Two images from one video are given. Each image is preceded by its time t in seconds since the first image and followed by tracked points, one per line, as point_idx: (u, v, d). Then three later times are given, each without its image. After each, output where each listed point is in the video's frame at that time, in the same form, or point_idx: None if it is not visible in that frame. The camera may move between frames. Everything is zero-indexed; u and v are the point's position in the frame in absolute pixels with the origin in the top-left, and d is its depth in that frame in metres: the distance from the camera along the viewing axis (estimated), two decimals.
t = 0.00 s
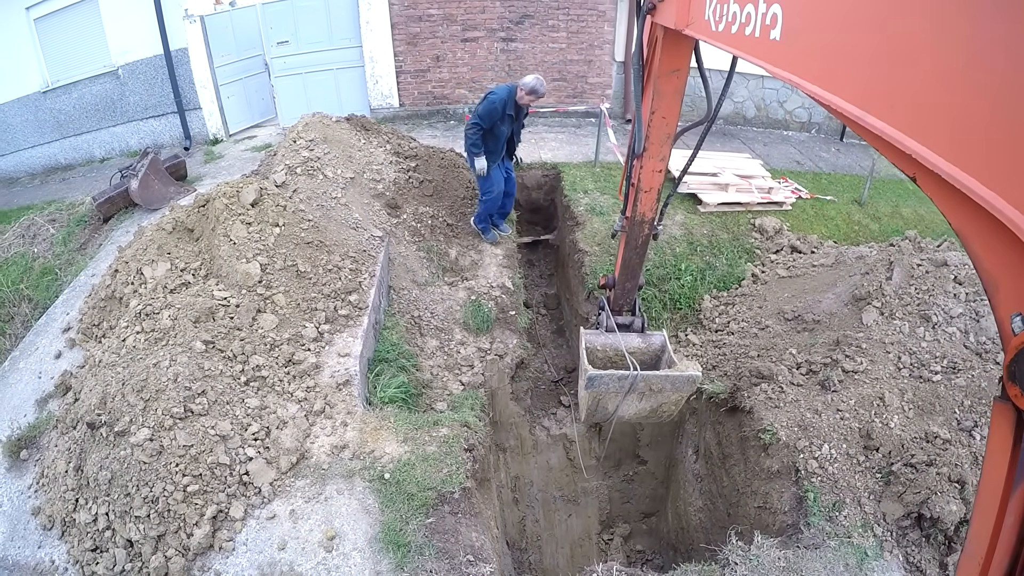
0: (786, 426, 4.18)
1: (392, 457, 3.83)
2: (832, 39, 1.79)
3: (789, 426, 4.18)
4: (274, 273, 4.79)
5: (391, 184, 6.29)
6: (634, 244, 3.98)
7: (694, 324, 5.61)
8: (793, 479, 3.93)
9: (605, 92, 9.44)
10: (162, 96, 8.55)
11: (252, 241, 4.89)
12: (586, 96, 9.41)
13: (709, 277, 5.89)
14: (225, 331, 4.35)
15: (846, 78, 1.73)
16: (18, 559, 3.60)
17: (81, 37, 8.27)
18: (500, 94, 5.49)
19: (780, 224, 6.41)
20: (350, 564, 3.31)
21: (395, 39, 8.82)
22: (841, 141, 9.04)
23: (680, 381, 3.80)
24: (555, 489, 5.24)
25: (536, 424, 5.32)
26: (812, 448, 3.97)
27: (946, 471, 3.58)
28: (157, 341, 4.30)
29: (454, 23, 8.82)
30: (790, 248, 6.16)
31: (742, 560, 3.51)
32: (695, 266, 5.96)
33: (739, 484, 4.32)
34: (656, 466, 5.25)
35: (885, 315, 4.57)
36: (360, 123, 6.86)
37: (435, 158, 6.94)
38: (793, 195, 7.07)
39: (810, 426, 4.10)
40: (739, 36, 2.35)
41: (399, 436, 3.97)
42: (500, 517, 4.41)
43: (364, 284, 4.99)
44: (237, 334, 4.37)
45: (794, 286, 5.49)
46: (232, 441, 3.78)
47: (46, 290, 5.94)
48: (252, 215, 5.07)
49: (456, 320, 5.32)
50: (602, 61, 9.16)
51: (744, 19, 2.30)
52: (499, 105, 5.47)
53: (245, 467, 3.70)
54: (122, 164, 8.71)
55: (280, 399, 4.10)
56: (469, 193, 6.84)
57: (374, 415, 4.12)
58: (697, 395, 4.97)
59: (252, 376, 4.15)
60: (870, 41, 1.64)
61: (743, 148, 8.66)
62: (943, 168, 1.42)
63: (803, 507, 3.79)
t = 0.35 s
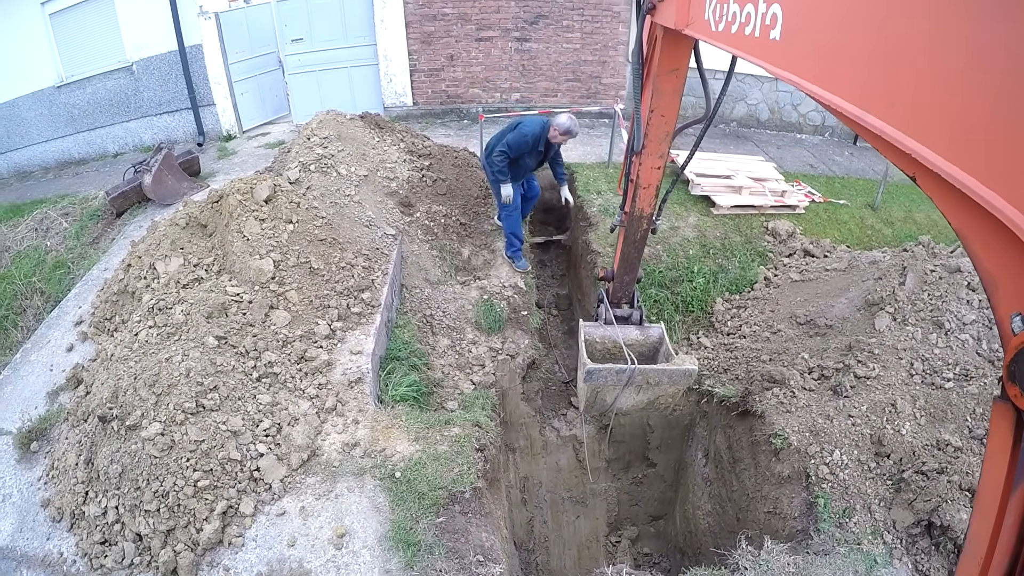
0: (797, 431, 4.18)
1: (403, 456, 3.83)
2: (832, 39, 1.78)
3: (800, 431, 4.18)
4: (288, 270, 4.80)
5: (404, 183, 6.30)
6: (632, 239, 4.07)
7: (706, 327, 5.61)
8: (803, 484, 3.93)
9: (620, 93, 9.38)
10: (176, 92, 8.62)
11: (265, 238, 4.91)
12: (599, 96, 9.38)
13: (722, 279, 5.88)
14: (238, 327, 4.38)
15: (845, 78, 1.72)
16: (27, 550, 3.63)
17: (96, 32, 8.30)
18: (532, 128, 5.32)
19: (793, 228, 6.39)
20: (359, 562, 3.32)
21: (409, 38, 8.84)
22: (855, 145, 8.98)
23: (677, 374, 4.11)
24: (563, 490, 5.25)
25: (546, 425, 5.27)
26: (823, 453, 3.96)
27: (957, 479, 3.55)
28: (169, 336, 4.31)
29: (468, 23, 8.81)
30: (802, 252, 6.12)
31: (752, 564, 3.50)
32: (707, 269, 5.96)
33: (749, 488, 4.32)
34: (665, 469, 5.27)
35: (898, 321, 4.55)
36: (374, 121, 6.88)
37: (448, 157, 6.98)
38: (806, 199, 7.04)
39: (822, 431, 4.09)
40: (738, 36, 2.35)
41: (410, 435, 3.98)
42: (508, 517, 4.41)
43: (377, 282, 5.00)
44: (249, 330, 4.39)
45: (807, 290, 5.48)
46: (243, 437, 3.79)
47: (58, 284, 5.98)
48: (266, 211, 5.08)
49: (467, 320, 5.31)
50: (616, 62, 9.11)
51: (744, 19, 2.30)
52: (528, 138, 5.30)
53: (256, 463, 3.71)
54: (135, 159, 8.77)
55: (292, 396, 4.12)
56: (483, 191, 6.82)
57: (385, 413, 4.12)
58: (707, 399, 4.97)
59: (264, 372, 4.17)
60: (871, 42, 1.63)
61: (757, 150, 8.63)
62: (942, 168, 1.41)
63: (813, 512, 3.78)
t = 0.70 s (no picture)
0: (803, 433, 4.17)
1: (410, 455, 3.84)
2: (832, 39, 1.77)
3: (807, 434, 4.16)
4: (295, 268, 4.81)
5: (411, 182, 6.31)
6: (631, 237, 4.09)
7: (713, 329, 5.61)
8: (809, 486, 3.93)
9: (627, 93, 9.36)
10: (184, 90, 8.63)
11: (273, 236, 4.91)
12: (607, 97, 9.37)
13: (729, 281, 5.88)
14: (245, 325, 4.38)
15: (846, 78, 1.72)
16: (32, 545, 3.64)
17: (105, 30, 8.32)
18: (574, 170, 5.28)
19: (801, 231, 6.37)
20: (365, 561, 3.32)
21: (418, 38, 8.85)
22: (863, 148, 8.95)
23: (677, 373, 4.12)
24: (568, 491, 5.25)
25: (552, 425, 5.21)
26: (829, 456, 3.96)
27: (963, 483, 3.54)
28: (177, 333, 4.32)
29: (476, 23, 8.81)
30: (810, 255, 6.10)
31: (757, 566, 3.51)
32: (714, 271, 5.97)
33: (755, 490, 4.32)
34: (670, 471, 5.29)
35: (905, 325, 4.53)
36: (382, 120, 6.89)
37: (455, 157, 7.00)
38: (813, 202, 7.04)
39: (827, 434, 4.08)
40: (739, 37, 2.34)
41: (417, 435, 3.98)
42: (513, 517, 4.42)
43: (384, 282, 5.00)
44: (256, 328, 4.40)
45: (813, 293, 5.48)
46: (249, 435, 3.80)
47: (65, 280, 6.00)
48: (273, 209, 5.08)
49: (474, 319, 5.29)
50: (624, 62, 9.09)
51: (744, 19, 2.29)
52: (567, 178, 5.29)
53: (262, 461, 3.72)
54: (142, 156, 8.80)
55: (298, 395, 4.12)
56: (490, 192, 6.87)
57: (391, 412, 4.12)
58: (713, 401, 4.95)
59: (271, 371, 4.17)
60: (871, 43, 1.62)
61: (764, 152, 8.61)
62: (943, 168, 1.40)
63: (819, 515, 3.77)
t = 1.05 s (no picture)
0: (803, 433, 4.17)
1: (410, 455, 3.84)
2: (832, 39, 1.77)
3: (807, 434, 4.16)
4: (295, 268, 4.81)
5: (411, 182, 6.30)
6: (631, 236, 4.10)
7: (713, 329, 5.62)
8: (810, 487, 3.93)
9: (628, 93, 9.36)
10: (185, 90, 8.65)
11: (273, 236, 4.91)
12: (607, 97, 9.37)
13: (729, 281, 5.88)
14: (245, 325, 4.39)
15: (846, 78, 1.72)
16: (32, 545, 3.64)
17: (105, 30, 8.32)
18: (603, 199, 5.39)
19: (801, 231, 6.37)
20: (365, 562, 3.32)
21: (418, 38, 8.85)
22: (863, 148, 8.95)
23: (677, 372, 4.12)
24: (568, 491, 5.25)
25: (552, 426, 5.20)
26: (830, 457, 3.96)
27: (963, 483, 3.54)
28: (177, 333, 4.32)
29: (477, 22, 8.81)
30: (810, 255, 6.10)
31: (757, 567, 3.50)
32: (714, 271, 5.97)
33: (755, 490, 4.32)
34: (670, 471, 5.29)
35: (905, 324, 4.53)
36: (382, 120, 6.89)
37: (456, 157, 7.01)
38: (813, 202, 7.04)
39: (828, 434, 4.09)
40: (738, 37, 2.35)
41: (417, 435, 3.98)
42: (513, 518, 4.42)
43: (384, 282, 5.00)
44: (256, 328, 4.40)
45: (813, 293, 5.48)
46: (249, 435, 3.80)
47: (66, 280, 6.00)
48: (274, 210, 5.08)
49: (474, 319, 5.29)
50: (624, 62, 9.10)
51: (744, 19, 2.30)
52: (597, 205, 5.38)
53: (263, 462, 3.72)
54: (142, 156, 8.80)
55: (298, 394, 4.12)
56: (490, 192, 6.89)
57: (391, 412, 4.13)
58: (713, 401, 4.96)
59: (271, 371, 4.17)
60: (871, 43, 1.62)
61: (765, 152, 8.61)
62: (943, 169, 1.40)
63: (819, 516, 3.77)
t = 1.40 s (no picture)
0: (801, 432, 4.17)
1: (408, 455, 3.84)
2: (832, 40, 1.77)
3: (805, 433, 4.16)
4: (292, 268, 4.81)
5: (409, 182, 6.30)
6: (632, 236, 4.10)
7: (711, 329, 5.63)
8: (808, 485, 3.93)
9: (625, 93, 9.37)
10: (183, 90, 8.65)
11: (270, 236, 4.91)
12: (605, 97, 9.38)
13: (727, 281, 5.89)
14: (243, 325, 4.38)
15: (846, 79, 1.72)
16: (31, 547, 3.63)
17: (102, 30, 8.30)
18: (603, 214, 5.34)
19: (799, 230, 6.38)
20: (363, 562, 3.32)
21: (416, 38, 8.85)
22: (860, 147, 8.96)
23: (677, 372, 4.12)
24: (566, 490, 5.25)
25: (551, 425, 5.21)
26: (828, 455, 3.96)
27: (961, 482, 3.53)
28: (175, 334, 4.32)
29: (474, 23, 8.82)
30: (808, 254, 6.10)
31: (755, 566, 3.50)
32: (712, 270, 5.98)
33: (753, 489, 4.32)
34: (669, 470, 5.29)
35: (903, 323, 4.54)
36: (380, 120, 6.89)
37: (453, 157, 7.01)
38: (811, 201, 7.05)
39: (826, 433, 4.09)
40: (738, 37, 2.35)
41: (416, 435, 3.98)
42: (512, 517, 4.43)
43: (382, 282, 5.00)
44: (254, 328, 4.40)
45: (811, 292, 5.48)
46: (247, 435, 3.80)
47: (63, 281, 6.00)
48: (271, 210, 5.08)
49: (473, 319, 5.29)
50: (622, 62, 9.11)
51: (744, 19, 2.30)
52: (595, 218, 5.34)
53: (260, 462, 3.72)
54: (140, 157, 8.79)
55: (296, 395, 4.13)
56: (488, 192, 6.91)
57: (390, 412, 4.13)
58: (711, 400, 4.96)
59: (268, 371, 4.17)
60: (871, 44, 1.62)
61: (762, 152, 8.62)
62: (943, 168, 1.40)
63: (818, 514, 3.77)
